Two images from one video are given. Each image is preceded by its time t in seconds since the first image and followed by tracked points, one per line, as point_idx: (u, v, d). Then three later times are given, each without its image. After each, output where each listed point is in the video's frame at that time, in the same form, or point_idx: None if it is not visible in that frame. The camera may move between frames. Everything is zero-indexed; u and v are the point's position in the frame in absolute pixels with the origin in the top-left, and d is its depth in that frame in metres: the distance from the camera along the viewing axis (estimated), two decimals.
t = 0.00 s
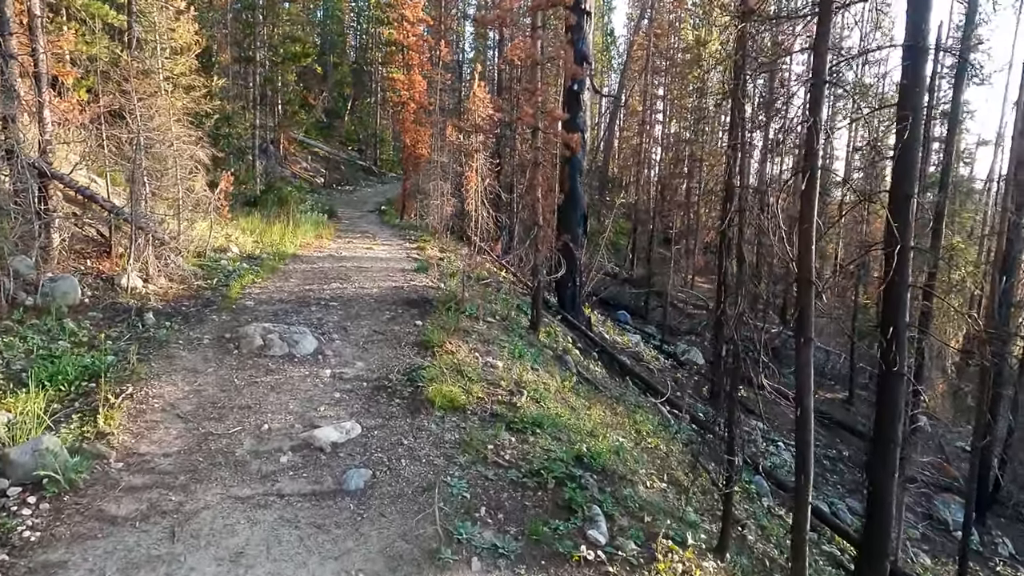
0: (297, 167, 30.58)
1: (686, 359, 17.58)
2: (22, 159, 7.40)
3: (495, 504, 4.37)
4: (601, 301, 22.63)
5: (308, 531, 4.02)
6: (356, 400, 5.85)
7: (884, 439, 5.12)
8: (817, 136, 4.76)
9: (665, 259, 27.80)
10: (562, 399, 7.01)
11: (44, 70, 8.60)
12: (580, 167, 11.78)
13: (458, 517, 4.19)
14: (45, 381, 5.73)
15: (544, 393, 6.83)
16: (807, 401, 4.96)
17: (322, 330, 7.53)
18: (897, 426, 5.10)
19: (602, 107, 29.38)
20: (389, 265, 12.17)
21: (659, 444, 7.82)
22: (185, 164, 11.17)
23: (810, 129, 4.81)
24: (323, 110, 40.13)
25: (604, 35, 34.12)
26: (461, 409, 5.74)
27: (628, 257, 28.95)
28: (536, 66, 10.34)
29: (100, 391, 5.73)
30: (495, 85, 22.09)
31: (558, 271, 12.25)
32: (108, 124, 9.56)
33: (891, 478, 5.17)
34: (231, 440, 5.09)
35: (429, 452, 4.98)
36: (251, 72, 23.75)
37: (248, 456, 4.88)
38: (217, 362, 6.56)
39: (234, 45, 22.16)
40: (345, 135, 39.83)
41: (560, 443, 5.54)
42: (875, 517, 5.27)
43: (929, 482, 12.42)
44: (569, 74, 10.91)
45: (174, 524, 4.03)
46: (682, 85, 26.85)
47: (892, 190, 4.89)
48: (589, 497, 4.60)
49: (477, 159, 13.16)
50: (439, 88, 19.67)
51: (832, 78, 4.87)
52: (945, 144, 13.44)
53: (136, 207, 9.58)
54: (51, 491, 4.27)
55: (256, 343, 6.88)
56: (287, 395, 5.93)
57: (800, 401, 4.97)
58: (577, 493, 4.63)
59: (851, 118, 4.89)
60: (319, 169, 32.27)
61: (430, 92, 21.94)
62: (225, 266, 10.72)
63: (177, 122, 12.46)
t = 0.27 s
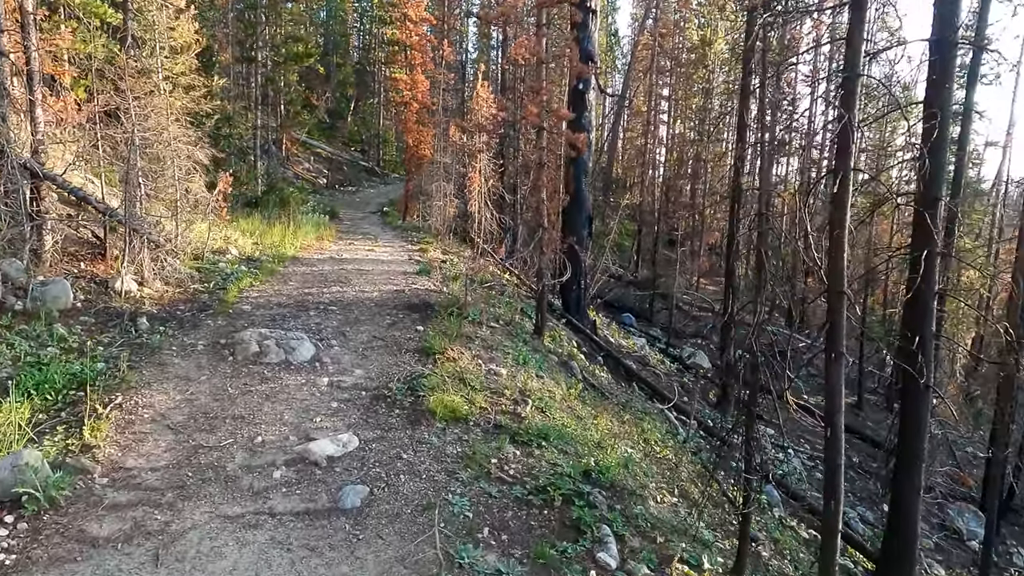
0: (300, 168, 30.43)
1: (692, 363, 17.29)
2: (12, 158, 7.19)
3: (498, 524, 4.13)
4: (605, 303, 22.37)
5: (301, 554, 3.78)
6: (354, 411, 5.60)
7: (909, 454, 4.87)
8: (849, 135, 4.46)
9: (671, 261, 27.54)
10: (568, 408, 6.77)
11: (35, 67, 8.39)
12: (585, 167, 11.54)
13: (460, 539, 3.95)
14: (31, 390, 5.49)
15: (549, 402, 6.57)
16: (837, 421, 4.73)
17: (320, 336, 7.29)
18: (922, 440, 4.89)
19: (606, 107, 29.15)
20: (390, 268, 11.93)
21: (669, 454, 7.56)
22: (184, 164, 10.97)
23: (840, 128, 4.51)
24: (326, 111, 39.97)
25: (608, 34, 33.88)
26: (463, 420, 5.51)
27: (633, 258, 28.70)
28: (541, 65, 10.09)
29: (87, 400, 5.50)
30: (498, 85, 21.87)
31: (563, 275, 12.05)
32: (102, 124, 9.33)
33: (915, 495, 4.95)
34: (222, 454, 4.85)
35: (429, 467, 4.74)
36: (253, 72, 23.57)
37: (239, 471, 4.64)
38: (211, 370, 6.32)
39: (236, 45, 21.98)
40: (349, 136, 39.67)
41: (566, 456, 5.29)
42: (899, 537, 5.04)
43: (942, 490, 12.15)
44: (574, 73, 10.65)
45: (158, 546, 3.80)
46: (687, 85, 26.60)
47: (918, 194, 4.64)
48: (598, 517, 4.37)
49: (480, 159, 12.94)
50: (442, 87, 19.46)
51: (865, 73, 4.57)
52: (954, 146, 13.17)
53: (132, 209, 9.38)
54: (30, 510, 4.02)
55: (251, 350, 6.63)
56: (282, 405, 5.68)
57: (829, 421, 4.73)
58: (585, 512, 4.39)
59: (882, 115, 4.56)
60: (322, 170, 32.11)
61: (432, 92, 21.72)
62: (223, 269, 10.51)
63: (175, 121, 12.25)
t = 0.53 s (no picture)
0: (301, 170, 30.29)
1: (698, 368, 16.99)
2: None
3: (499, 549, 3.89)
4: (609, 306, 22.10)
5: None
6: (349, 424, 5.35)
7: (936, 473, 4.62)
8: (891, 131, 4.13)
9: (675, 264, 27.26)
10: (572, 419, 6.50)
11: (25, 66, 8.18)
12: (589, 168, 11.29)
13: (458, 566, 3.72)
14: (11, 401, 5.22)
15: (553, 413, 6.30)
16: (869, 451, 4.46)
17: (316, 343, 7.05)
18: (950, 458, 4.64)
19: (610, 109, 28.93)
20: (391, 271, 11.68)
21: (677, 466, 7.28)
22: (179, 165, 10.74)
23: (865, 129, 4.23)
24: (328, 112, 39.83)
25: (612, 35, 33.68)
26: (463, 433, 5.26)
27: (637, 260, 28.44)
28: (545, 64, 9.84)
29: (70, 412, 5.24)
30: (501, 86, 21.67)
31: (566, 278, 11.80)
32: (94, 125, 9.10)
33: (941, 517, 4.70)
34: (208, 472, 4.59)
35: (426, 486, 4.48)
36: (254, 73, 23.41)
37: (225, 490, 4.38)
38: (201, 379, 6.07)
39: (237, 45, 21.80)
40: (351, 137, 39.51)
41: (571, 473, 5.03)
42: (924, 565, 4.80)
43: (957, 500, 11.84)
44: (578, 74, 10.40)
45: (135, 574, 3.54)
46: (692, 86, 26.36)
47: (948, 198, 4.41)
48: (605, 541, 4.12)
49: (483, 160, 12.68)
50: (444, 88, 19.25)
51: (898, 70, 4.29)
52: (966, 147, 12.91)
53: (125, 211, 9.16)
54: None
55: (243, 358, 6.38)
56: (274, 417, 5.42)
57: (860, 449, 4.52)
58: (591, 536, 4.14)
59: (912, 115, 4.29)
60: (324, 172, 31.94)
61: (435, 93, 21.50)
62: (220, 272, 10.28)
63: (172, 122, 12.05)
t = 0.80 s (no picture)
0: (303, 172, 30.20)
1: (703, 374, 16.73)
2: None
3: None
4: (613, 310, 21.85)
5: None
6: (343, 443, 5.11)
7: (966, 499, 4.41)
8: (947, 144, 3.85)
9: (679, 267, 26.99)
10: (575, 435, 6.25)
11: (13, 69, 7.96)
12: (593, 172, 11.04)
13: None
14: None
15: (557, 429, 6.05)
16: (909, 492, 3.92)
17: (311, 354, 6.81)
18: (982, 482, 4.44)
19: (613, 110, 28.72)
20: (391, 277, 11.44)
21: (685, 482, 7.03)
22: (175, 169, 10.51)
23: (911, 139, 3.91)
24: (330, 114, 39.73)
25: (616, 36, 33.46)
26: (463, 451, 5.05)
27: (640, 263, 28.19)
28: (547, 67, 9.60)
29: (50, 431, 5.01)
30: (504, 88, 21.46)
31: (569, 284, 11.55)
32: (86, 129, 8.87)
33: (967, 545, 4.46)
34: (193, 496, 4.35)
35: (423, 512, 4.24)
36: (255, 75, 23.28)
37: (210, 518, 4.14)
38: (191, 394, 5.83)
39: (237, 47, 21.63)
40: (353, 139, 39.39)
41: (576, 495, 4.80)
42: None
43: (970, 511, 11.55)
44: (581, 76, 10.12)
45: None
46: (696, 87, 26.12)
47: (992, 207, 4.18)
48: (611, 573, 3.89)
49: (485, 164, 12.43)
50: (446, 90, 19.03)
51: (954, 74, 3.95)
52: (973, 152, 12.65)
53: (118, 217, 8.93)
54: None
55: (235, 371, 6.14)
56: (265, 435, 5.19)
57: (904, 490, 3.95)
58: (597, 567, 3.90)
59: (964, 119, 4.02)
60: (326, 175, 31.80)
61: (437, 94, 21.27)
62: (216, 278, 10.07)
63: (168, 125, 11.82)
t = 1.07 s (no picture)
0: (306, 174, 30.06)
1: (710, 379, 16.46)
2: None
3: None
4: (617, 314, 21.60)
5: None
6: (341, 458, 4.87)
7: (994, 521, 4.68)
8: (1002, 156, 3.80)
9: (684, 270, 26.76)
10: (583, 447, 6.02)
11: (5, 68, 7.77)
12: (599, 174, 10.84)
13: None
14: None
15: (564, 442, 5.81)
16: (966, 528, 3.90)
17: (310, 363, 6.59)
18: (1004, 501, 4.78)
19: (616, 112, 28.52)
20: (393, 281, 11.21)
21: (697, 496, 6.78)
22: (173, 171, 10.32)
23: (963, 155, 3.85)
24: (333, 116, 39.59)
25: (620, 38, 33.28)
26: (466, 467, 4.80)
27: (645, 266, 27.96)
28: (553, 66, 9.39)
29: (35, 444, 4.78)
30: (507, 89, 21.27)
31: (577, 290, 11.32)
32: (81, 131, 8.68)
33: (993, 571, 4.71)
34: (182, 516, 4.11)
35: (425, 534, 4.00)
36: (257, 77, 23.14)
37: (199, 540, 3.90)
38: (183, 405, 5.60)
39: (238, 48, 21.46)
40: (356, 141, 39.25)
41: (586, 515, 4.55)
42: None
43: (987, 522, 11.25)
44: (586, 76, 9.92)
45: None
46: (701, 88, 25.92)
47: None
48: None
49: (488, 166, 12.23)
50: (450, 91, 18.86)
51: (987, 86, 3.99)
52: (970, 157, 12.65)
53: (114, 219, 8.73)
54: None
55: (230, 381, 5.91)
56: (259, 449, 4.95)
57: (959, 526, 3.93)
58: None
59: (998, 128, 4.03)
60: (328, 177, 31.66)
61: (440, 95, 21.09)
62: (214, 282, 9.87)
63: (167, 126, 11.64)
